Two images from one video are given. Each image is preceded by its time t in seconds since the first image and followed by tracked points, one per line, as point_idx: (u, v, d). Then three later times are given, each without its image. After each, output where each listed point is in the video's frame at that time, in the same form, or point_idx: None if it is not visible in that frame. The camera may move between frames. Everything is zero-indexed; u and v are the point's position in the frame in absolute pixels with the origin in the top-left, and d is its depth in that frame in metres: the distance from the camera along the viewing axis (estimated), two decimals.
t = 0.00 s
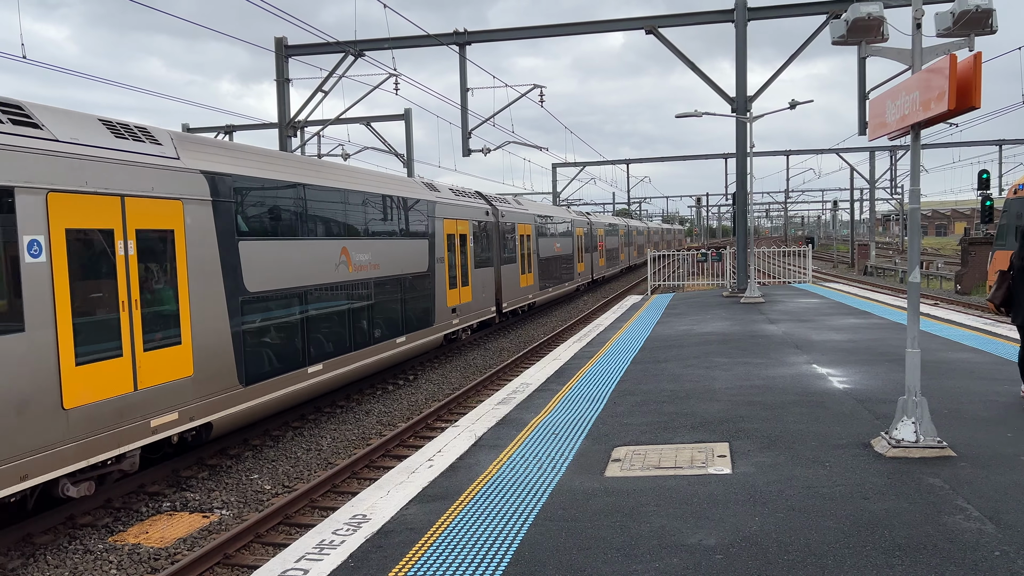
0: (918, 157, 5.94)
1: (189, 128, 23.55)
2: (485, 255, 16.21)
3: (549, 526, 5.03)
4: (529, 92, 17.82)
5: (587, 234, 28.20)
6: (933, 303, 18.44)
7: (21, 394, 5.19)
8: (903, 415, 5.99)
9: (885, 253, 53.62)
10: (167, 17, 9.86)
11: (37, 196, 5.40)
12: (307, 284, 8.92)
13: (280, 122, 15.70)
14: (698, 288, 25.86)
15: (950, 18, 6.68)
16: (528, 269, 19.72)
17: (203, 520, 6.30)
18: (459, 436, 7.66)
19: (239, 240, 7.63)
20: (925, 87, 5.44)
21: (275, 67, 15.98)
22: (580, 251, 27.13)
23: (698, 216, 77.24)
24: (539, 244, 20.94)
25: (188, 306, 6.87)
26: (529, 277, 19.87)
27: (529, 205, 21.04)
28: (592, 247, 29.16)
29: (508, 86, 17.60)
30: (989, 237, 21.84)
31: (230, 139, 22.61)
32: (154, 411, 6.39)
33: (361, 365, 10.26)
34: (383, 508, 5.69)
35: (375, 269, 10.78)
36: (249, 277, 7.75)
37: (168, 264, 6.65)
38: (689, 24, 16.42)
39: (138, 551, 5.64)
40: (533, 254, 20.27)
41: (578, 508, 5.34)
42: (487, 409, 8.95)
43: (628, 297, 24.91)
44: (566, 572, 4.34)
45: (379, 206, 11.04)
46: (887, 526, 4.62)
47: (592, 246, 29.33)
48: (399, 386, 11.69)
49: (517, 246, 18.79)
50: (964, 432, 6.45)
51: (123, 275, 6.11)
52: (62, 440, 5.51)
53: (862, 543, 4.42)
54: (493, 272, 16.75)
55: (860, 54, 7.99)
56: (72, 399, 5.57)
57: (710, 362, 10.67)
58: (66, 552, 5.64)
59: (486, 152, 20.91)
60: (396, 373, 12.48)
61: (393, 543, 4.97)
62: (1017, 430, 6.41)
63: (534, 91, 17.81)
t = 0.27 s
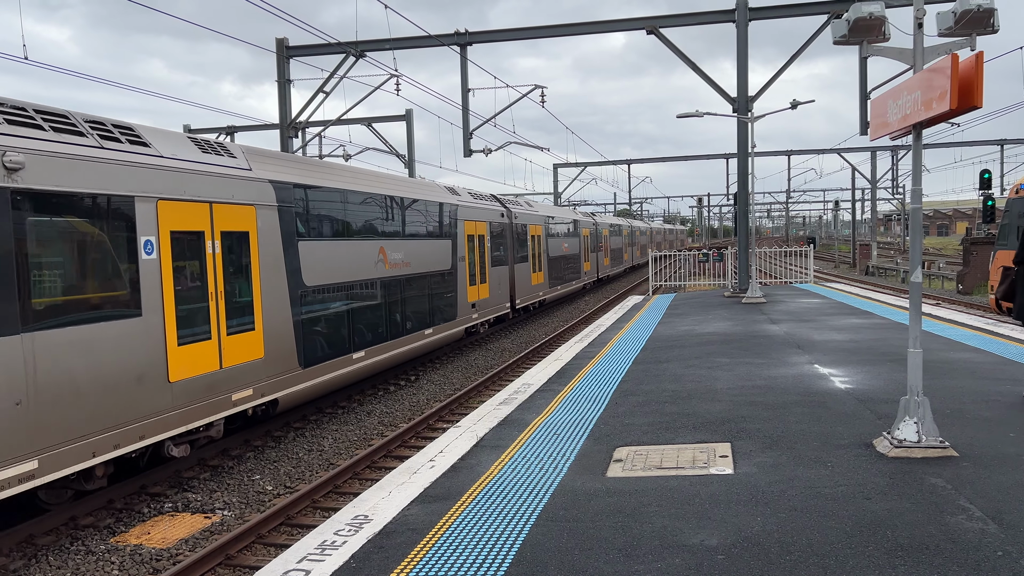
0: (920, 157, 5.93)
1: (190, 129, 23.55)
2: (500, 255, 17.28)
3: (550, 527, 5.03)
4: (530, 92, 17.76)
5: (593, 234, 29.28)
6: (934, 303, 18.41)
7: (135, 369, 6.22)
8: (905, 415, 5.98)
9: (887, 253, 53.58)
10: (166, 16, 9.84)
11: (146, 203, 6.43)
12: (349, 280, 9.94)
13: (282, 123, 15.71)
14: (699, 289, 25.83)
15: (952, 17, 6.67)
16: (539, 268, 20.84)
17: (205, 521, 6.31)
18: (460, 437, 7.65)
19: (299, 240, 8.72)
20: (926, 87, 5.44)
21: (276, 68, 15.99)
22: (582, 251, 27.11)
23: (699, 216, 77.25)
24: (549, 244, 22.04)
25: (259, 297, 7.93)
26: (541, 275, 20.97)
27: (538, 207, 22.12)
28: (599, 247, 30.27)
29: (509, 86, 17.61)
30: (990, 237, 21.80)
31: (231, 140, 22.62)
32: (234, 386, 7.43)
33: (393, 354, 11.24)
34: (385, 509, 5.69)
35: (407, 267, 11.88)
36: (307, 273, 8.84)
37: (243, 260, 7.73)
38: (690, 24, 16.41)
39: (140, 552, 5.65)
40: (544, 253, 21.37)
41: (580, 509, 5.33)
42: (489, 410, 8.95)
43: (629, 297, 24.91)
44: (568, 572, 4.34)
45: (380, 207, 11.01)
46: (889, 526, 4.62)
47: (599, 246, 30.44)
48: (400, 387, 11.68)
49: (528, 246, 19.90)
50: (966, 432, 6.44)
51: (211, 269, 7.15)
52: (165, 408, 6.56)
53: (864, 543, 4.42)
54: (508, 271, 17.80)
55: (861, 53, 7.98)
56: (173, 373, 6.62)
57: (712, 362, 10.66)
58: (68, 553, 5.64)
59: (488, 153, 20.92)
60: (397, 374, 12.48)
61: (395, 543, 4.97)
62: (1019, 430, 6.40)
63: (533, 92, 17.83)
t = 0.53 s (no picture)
0: (922, 157, 5.92)
1: (191, 131, 23.60)
2: (515, 254, 18.39)
3: (552, 527, 5.03)
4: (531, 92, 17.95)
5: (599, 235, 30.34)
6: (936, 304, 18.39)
7: (222, 349, 7.26)
8: (907, 415, 5.98)
9: (889, 253, 53.51)
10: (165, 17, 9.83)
11: (230, 207, 7.49)
12: (388, 276, 11.09)
13: (283, 124, 15.73)
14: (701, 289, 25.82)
15: (954, 17, 6.66)
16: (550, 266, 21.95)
17: (207, 522, 6.31)
18: (462, 437, 7.65)
19: (347, 241, 9.80)
20: (928, 87, 5.43)
21: (277, 69, 16.01)
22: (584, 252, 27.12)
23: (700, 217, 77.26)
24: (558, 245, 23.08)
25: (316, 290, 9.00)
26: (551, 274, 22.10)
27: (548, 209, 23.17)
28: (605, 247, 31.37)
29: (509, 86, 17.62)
30: (992, 237, 21.76)
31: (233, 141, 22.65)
32: (296, 367, 8.50)
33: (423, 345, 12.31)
34: (386, 510, 5.68)
35: (434, 266, 12.99)
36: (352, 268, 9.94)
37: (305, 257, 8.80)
38: (691, 24, 16.41)
39: (142, 553, 5.65)
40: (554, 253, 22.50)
41: (581, 510, 5.32)
42: (490, 411, 8.94)
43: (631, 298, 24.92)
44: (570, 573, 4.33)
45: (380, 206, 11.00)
46: (891, 526, 4.61)
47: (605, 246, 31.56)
48: (402, 387, 11.67)
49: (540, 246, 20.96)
50: (968, 432, 6.44)
51: (278, 266, 8.21)
52: (243, 383, 7.60)
53: (866, 544, 4.41)
54: (522, 270, 18.90)
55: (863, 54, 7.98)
56: (250, 354, 7.66)
57: (714, 363, 10.65)
58: (70, 554, 5.65)
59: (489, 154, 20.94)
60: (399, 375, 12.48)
61: (396, 544, 4.97)
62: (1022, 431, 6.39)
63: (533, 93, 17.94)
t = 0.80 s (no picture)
0: (924, 157, 5.91)
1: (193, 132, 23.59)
2: (527, 253, 19.44)
3: (555, 528, 5.03)
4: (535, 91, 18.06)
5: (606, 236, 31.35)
6: (939, 304, 18.38)
7: (287, 335, 8.40)
8: (909, 416, 5.97)
9: (891, 253, 53.45)
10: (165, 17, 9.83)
11: (292, 212, 8.59)
12: (419, 274, 12.27)
13: (285, 125, 15.74)
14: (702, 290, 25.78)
15: (955, 17, 6.65)
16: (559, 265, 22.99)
17: (208, 523, 6.31)
18: (463, 438, 7.64)
19: (385, 242, 11.02)
20: (930, 87, 5.42)
21: (279, 69, 16.03)
22: (586, 253, 27.13)
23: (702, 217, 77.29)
24: (567, 244, 24.07)
25: (359, 286, 10.17)
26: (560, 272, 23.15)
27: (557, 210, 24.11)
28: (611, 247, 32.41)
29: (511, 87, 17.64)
30: (994, 237, 21.72)
31: (234, 142, 22.66)
32: (345, 353, 9.74)
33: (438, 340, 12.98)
34: (388, 511, 5.68)
35: (456, 265, 14.15)
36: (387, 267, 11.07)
37: (351, 255, 9.98)
38: (693, 24, 16.40)
39: (144, 553, 5.66)
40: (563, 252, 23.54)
41: (583, 511, 5.32)
42: (492, 411, 8.93)
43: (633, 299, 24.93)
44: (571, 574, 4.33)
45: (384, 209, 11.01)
46: (894, 527, 4.61)
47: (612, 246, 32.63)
48: (404, 388, 11.67)
49: (550, 246, 21.99)
50: (970, 433, 6.44)
51: (330, 263, 9.39)
52: (303, 364, 8.78)
53: (869, 545, 4.40)
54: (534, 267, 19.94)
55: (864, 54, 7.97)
56: (310, 340, 8.85)
57: (715, 363, 10.64)
58: (72, 554, 5.65)
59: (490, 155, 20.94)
60: (401, 375, 12.47)
61: (398, 545, 4.97)
62: None
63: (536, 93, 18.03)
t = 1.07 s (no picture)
0: (925, 158, 5.91)
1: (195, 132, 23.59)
2: (538, 253, 20.46)
3: (556, 529, 5.03)
4: (535, 93, 17.98)
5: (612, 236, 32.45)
6: (941, 304, 18.37)
7: (337, 324, 9.59)
8: (911, 417, 5.96)
9: (893, 254, 53.40)
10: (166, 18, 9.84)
11: (341, 216, 9.77)
12: (445, 272, 13.44)
13: (286, 126, 15.76)
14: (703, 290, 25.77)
15: (957, 18, 6.65)
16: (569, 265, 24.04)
17: (210, 523, 6.32)
18: (464, 439, 7.65)
19: (416, 242, 12.18)
20: (931, 87, 5.42)
21: (281, 70, 16.06)
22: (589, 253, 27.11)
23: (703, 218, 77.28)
24: (575, 244, 25.01)
25: (395, 282, 11.32)
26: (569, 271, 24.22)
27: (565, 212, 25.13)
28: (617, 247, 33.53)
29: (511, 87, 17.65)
30: (996, 237, 21.69)
31: (236, 142, 22.66)
32: (383, 342, 10.89)
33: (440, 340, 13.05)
34: (389, 511, 5.69)
35: (478, 263, 15.31)
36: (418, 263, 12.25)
37: (388, 254, 11.12)
38: (695, 25, 16.39)
39: (146, 554, 5.67)
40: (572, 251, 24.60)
41: (584, 512, 5.32)
42: (493, 412, 8.94)
43: (634, 299, 24.93)
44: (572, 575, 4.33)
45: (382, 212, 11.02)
46: (895, 528, 4.61)
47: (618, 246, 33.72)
48: (405, 389, 11.66)
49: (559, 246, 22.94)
50: (972, 433, 6.43)
51: (371, 262, 10.54)
52: (350, 351, 9.96)
53: (870, 545, 4.40)
54: (544, 267, 20.93)
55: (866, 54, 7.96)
56: (355, 330, 10.04)
57: (717, 364, 10.64)
58: (74, 554, 5.66)
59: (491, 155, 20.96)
60: (403, 376, 12.49)
61: (399, 545, 4.98)
62: None
63: (537, 94, 18.03)
